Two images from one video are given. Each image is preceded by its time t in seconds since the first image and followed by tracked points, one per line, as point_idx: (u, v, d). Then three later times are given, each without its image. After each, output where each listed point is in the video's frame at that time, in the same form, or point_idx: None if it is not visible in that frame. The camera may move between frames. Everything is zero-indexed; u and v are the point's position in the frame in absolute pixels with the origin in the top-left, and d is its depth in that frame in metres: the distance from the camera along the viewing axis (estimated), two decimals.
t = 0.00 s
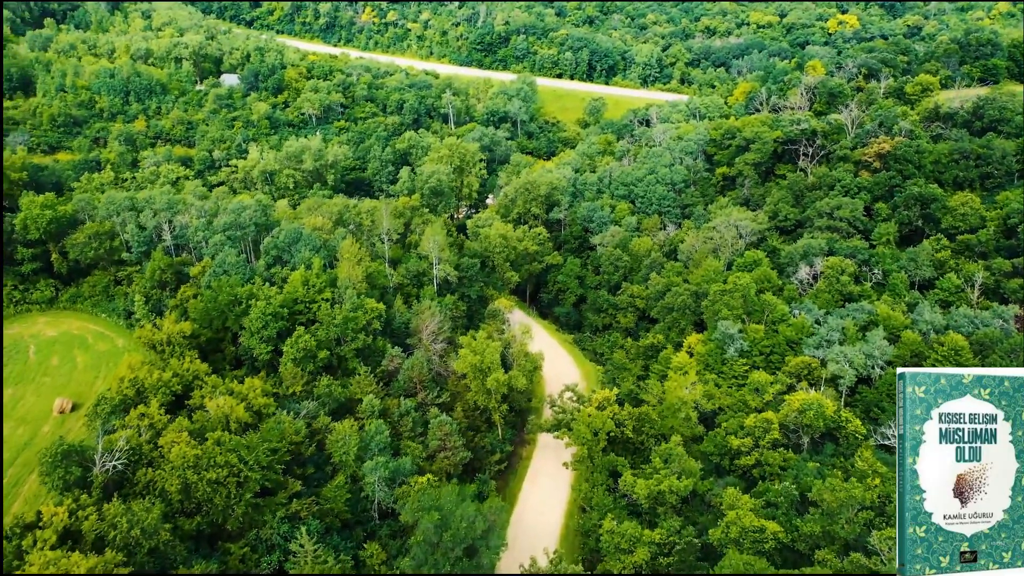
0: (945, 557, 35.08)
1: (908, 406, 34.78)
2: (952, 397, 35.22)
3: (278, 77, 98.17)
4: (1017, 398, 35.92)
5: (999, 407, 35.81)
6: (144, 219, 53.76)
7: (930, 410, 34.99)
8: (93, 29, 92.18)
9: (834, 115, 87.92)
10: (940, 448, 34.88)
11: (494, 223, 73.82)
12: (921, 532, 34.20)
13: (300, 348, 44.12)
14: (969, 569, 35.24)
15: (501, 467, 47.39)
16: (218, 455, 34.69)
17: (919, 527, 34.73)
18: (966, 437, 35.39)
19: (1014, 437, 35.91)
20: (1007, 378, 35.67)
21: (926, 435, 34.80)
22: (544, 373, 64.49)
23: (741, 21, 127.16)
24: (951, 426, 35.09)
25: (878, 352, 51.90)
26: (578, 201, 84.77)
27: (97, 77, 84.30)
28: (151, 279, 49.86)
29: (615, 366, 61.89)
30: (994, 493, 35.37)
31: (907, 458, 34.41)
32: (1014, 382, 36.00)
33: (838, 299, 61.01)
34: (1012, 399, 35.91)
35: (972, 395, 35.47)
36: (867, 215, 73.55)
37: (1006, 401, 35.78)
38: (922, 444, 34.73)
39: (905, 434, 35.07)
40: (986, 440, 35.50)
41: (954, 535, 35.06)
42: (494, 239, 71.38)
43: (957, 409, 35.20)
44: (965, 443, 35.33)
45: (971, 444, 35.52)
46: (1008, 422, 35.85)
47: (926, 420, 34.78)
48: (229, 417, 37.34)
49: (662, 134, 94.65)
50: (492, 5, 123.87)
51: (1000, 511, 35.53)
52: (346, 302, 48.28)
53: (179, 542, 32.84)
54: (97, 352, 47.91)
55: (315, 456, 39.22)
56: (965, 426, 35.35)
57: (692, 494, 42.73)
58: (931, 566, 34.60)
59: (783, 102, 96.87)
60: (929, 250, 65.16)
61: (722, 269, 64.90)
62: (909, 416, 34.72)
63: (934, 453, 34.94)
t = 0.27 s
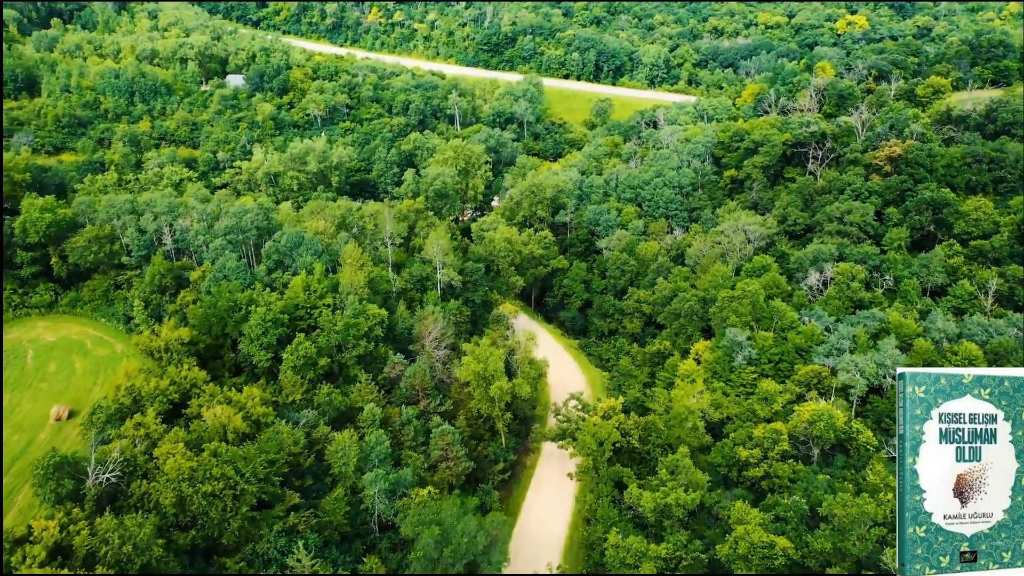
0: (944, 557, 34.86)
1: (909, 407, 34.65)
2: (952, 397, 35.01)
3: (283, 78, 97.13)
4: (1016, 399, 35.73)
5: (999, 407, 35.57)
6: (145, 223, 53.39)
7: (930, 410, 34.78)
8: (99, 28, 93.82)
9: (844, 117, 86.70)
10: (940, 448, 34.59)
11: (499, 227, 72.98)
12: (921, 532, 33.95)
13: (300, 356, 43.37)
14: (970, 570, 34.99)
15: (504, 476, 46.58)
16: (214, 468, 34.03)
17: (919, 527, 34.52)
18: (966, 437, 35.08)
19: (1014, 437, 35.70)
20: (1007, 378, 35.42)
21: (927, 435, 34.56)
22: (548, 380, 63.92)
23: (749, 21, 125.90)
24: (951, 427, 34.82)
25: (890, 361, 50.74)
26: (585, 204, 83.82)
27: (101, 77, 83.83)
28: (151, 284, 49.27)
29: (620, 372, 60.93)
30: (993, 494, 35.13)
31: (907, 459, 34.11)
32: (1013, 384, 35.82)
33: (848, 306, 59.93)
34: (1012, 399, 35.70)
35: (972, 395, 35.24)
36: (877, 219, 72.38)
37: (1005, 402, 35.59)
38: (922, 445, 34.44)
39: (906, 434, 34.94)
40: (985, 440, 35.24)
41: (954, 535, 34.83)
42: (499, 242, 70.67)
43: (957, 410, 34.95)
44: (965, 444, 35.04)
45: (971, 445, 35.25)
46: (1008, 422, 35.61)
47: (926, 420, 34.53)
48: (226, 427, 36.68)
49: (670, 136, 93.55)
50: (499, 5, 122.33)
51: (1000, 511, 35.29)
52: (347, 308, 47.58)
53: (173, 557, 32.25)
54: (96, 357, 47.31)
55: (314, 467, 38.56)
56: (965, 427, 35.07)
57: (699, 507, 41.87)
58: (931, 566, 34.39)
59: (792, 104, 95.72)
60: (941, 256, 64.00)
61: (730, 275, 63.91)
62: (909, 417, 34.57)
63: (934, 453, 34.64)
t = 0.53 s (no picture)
0: (944, 556, 32.58)
1: (907, 406, 32.18)
2: (952, 397, 32.54)
3: (285, 78, 97.64)
4: (1017, 398, 33.10)
5: (999, 407, 33.01)
6: (142, 228, 52.84)
7: (930, 410, 32.38)
8: (102, 29, 92.37)
9: (850, 120, 85.70)
10: (940, 448, 32.25)
11: (501, 230, 72.11)
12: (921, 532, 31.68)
13: (297, 364, 42.57)
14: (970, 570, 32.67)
15: (505, 486, 45.79)
16: (206, 482, 33.33)
17: (918, 527, 32.20)
18: (966, 437, 32.69)
19: (1015, 436, 33.17)
20: (1008, 377, 32.81)
21: (926, 435, 32.15)
22: (551, 388, 63.39)
23: (754, 22, 124.88)
24: (951, 426, 32.40)
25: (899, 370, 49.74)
26: (588, 207, 82.92)
27: (103, 78, 82.85)
28: (147, 290, 48.53)
29: (623, 379, 60.06)
30: (994, 493, 32.73)
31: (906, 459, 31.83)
32: (1014, 382, 33.15)
33: (856, 312, 58.96)
34: (1013, 399, 33.10)
35: (972, 395, 32.70)
36: (885, 223, 71.33)
37: (1006, 401, 32.97)
38: (922, 444, 32.12)
39: (904, 433, 32.51)
40: (986, 440, 32.77)
41: (954, 535, 32.48)
42: (500, 246, 69.93)
43: (958, 409, 32.48)
44: (966, 444, 32.62)
45: (970, 444, 32.80)
46: (1008, 422, 33.07)
47: (927, 420, 32.15)
48: (220, 438, 35.94)
49: (674, 138, 92.56)
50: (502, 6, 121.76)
51: (1001, 511, 32.87)
52: (345, 315, 46.83)
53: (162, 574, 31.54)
54: (90, 365, 46.68)
55: (310, 479, 37.86)
56: (965, 427, 32.63)
57: (703, 519, 41.01)
58: (931, 566, 32.14)
59: (797, 106, 94.66)
60: (950, 262, 63.00)
61: (735, 280, 62.99)
62: (908, 416, 32.12)
63: (934, 453, 32.34)
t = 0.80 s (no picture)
0: (945, 557, 36.41)
1: (909, 407, 36.53)
2: (952, 397, 36.97)
3: (285, 79, 96.93)
4: (1016, 400, 37.69)
5: (999, 408, 37.54)
6: (137, 232, 52.10)
7: (930, 410, 36.76)
8: (103, 30, 90.12)
9: (855, 122, 84.81)
10: (940, 448, 36.60)
11: (502, 234, 71.30)
12: (921, 532, 35.62)
13: (293, 372, 41.69)
14: (969, 569, 36.79)
15: (506, 496, 45.09)
16: (198, 497, 32.67)
17: (919, 527, 36.22)
18: (966, 437, 37.18)
19: (1013, 437, 37.73)
20: (1007, 379, 37.32)
21: (926, 435, 36.54)
22: (552, 395, 62.55)
23: (757, 22, 123.81)
24: (951, 427, 36.82)
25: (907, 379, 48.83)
26: (590, 210, 82.06)
27: (102, 79, 81.74)
28: (141, 295, 47.73)
29: (625, 386, 59.25)
30: (993, 493, 37.03)
31: (907, 458, 36.07)
32: (1013, 384, 37.52)
33: (862, 319, 58.15)
34: (1011, 400, 37.72)
35: (971, 396, 37.25)
36: (891, 228, 70.45)
37: (1005, 402, 37.57)
38: (922, 445, 36.37)
39: (905, 433, 36.89)
40: (985, 440, 37.29)
41: (954, 535, 36.51)
42: (501, 250, 69.24)
43: (957, 410, 36.92)
44: (965, 444, 37.08)
45: (971, 445, 37.29)
46: (1007, 422, 37.61)
47: (926, 420, 36.50)
48: (213, 450, 35.20)
49: (677, 140, 91.61)
50: (505, 5, 119.82)
51: (1000, 511, 37.15)
52: (343, 322, 46.06)
53: None
54: (83, 372, 45.85)
55: (306, 492, 37.24)
56: (965, 427, 37.11)
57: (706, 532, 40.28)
58: (931, 565, 36.08)
59: (802, 108, 93.71)
60: (958, 267, 62.06)
61: (739, 285, 62.07)
62: (909, 417, 36.47)
63: (934, 453, 36.63)
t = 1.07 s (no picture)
0: (944, 557, 31.66)
1: (907, 406, 31.11)
2: (952, 396, 31.47)
3: (287, 80, 95.67)
4: (1018, 397, 32.25)
5: (999, 407, 32.10)
6: (133, 236, 50.70)
7: (930, 410, 31.33)
8: (105, 29, 93.27)
9: (862, 124, 83.84)
10: (940, 448, 31.24)
11: (504, 238, 70.45)
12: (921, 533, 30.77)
13: (290, 381, 40.88)
14: (969, 571, 31.83)
15: (507, 506, 44.22)
16: (190, 511, 31.79)
17: (918, 528, 31.25)
18: (966, 437, 31.70)
19: (1014, 437, 32.32)
20: (1007, 377, 31.96)
21: (926, 435, 31.15)
22: (553, 402, 61.85)
23: (762, 23, 122.86)
24: (951, 427, 31.37)
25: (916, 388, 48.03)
26: (593, 213, 81.15)
27: (103, 80, 82.84)
28: (137, 301, 47.03)
29: (629, 393, 58.29)
30: (993, 494, 31.84)
31: (906, 460, 30.84)
32: (1015, 381, 32.29)
33: (870, 326, 57.13)
34: (1013, 399, 32.24)
35: (972, 395, 31.75)
36: (898, 232, 69.31)
37: (1006, 401, 32.12)
38: (922, 444, 31.10)
39: (904, 433, 31.51)
40: (985, 440, 31.85)
41: (954, 536, 31.54)
42: (503, 255, 68.47)
43: (957, 409, 31.44)
44: (965, 444, 31.65)
45: (971, 445, 31.89)
46: (1008, 422, 32.18)
47: (927, 420, 31.11)
48: (207, 462, 34.38)
49: (681, 142, 90.63)
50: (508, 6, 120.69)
51: (1000, 511, 32.00)
52: (341, 329, 45.27)
53: None
54: (78, 378, 45.18)
55: (302, 505, 36.46)
56: (965, 427, 31.64)
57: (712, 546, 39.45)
58: (931, 566, 31.23)
59: (808, 109, 92.42)
60: (967, 273, 61.17)
61: (744, 291, 61.23)
62: (908, 416, 31.05)
63: (933, 454, 31.32)
